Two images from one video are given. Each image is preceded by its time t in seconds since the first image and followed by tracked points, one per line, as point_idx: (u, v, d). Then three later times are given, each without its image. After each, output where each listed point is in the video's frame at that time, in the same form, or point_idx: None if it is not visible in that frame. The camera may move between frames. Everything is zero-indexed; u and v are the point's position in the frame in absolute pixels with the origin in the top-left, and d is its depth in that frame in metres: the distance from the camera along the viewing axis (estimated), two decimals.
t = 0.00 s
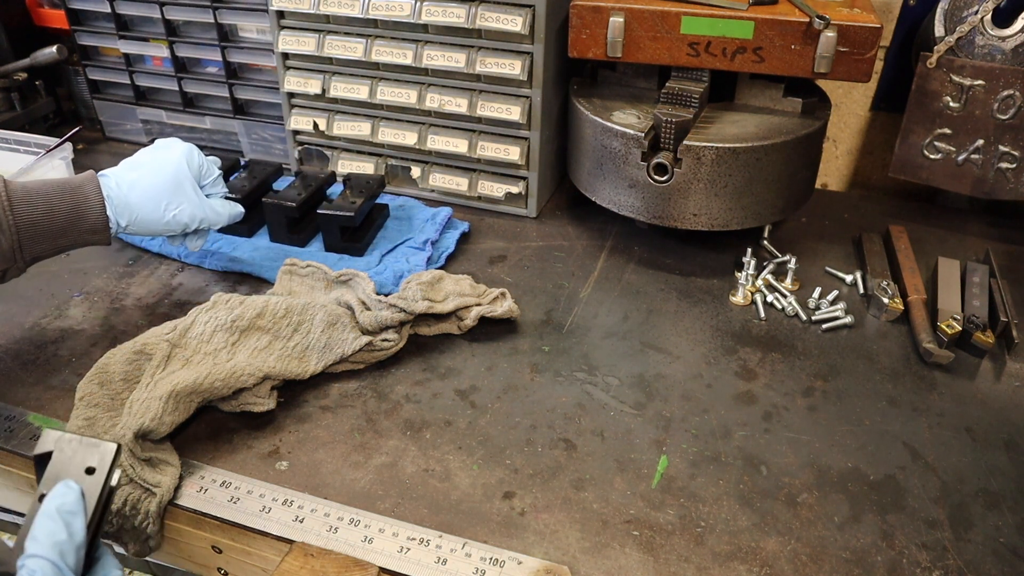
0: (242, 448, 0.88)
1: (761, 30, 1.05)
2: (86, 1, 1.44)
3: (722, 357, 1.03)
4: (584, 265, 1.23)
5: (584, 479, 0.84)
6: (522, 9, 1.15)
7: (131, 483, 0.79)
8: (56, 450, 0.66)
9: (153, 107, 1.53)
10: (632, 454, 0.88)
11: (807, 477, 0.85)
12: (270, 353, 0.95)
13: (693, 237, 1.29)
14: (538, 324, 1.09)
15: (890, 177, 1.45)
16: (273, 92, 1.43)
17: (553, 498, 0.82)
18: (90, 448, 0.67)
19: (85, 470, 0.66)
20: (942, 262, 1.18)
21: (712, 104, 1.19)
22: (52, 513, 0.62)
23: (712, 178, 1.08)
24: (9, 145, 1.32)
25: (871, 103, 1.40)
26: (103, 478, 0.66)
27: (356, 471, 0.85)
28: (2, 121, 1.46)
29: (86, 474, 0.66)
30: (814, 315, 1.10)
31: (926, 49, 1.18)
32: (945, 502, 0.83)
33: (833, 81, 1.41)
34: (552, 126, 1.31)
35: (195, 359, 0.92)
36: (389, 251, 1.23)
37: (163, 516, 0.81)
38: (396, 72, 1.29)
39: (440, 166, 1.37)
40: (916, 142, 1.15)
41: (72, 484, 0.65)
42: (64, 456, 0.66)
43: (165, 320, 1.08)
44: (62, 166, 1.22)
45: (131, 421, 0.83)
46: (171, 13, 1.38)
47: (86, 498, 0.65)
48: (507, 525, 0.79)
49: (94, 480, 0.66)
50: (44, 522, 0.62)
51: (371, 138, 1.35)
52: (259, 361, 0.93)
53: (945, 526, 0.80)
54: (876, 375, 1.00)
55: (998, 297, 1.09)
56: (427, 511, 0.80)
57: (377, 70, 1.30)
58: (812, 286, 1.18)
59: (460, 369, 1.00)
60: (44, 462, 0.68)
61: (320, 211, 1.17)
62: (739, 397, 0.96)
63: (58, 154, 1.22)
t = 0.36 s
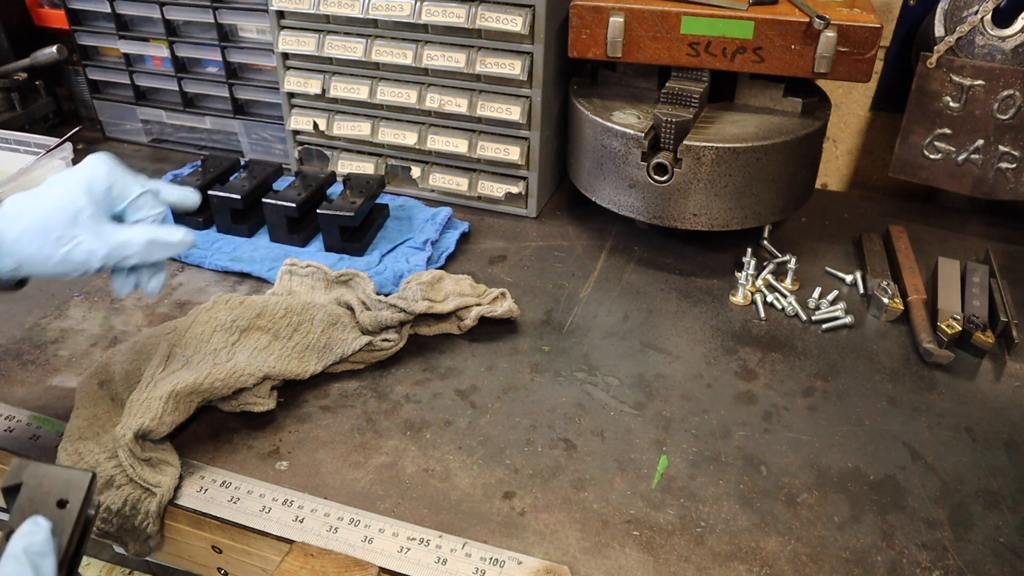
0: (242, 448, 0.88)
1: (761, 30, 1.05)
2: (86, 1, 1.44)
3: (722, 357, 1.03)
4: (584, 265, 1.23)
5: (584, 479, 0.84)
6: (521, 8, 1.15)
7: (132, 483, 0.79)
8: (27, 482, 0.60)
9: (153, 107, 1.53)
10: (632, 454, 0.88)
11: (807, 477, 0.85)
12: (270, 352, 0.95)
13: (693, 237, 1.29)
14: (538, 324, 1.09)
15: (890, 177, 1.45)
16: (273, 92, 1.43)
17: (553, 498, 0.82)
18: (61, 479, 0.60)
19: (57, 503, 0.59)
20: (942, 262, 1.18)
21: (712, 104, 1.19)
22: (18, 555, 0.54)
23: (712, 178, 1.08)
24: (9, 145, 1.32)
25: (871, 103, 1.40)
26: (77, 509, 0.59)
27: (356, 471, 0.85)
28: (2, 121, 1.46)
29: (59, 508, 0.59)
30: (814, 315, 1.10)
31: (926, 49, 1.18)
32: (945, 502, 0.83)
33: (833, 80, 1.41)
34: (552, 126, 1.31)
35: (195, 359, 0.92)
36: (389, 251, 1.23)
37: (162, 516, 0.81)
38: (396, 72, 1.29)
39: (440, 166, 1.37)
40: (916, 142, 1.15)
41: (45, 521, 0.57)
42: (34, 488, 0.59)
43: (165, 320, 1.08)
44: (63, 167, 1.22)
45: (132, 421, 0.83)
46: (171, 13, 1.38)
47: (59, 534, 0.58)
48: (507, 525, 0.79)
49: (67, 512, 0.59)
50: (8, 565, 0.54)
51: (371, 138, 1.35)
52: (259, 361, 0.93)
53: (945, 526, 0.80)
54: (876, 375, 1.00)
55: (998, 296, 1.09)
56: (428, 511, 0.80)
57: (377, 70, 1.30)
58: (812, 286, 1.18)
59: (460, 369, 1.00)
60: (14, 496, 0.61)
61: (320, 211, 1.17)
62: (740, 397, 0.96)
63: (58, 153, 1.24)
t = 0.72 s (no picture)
0: (242, 448, 0.88)
1: (761, 30, 1.05)
2: (86, 1, 1.44)
3: (722, 357, 1.03)
4: (584, 265, 1.23)
5: (584, 479, 0.84)
6: (521, 8, 1.15)
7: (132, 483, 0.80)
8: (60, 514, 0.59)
9: (153, 107, 1.53)
10: (632, 454, 0.88)
11: (807, 477, 0.85)
12: (270, 353, 0.95)
13: (693, 237, 1.29)
14: (538, 324, 1.09)
15: (890, 177, 1.45)
16: (273, 92, 1.43)
17: (554, 498, 0.82)
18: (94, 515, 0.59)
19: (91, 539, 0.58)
20: (942, 262, 1.18)
21: (712, 104, 1.19)
22: None
23: (712, 178, 1.08)
24: (9, 145, 1.33)
25: (871, 103, 1.40)
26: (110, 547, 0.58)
27: (355, 470, 0.85)
28: (3, 121, 1.46)
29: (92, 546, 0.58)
30: (814, 315, 1.10)
31: (926, 49, 1.18)
32: (945, 502, 0.83)
33: (833, 80, 1.41)
34: (552, 126, 1.31)
35: (195, 359, 0.92)
36: (389, 251, 1.23)
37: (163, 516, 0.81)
38: (396, 72, 1.29)
39: (440, 166, 1.37)
40: (916, 142, 1.15)
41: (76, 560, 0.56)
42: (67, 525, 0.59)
43: (165, 320, 1.08)
44: (62, 166, 1.28)
45: (132, 421, 0.83)
46: (171, 13, 1.38)
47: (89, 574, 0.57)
48: (507, 525, 0.79)
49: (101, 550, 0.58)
50: None
51: (371, 138, 1.35)
52: (259, 361, 0.93)
53: (945, 526, 0.80)
54: (876, 375, 1.00)
55: (998, 296, 1.09)
56: (428, 511, 0.80)
57: (377, 70, 1.30)
58: (812, 286, 1.18)
59: (460, 369, 1.00)
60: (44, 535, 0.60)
61: (320, 211, 1.17)
62: (739, 397, 0.96)
63: (58, 155, 1.27)
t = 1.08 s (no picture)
0: (242, 448, 0.88)
1: (761, 30, 1.05)
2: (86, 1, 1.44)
3: (722, 357, 1.03)
4: (584, 265, 1.23)
5: (584, 479, 0.84)
6: (521, 8, 1.15)
7: (131, 483, 0.80)
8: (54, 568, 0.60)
9: (153, 107, 1.53)
10: (632, 454, 0.88)
11: (807, 477, 0.85)
12: (270, 353, 0.95)
13: (693, 237, 1.29)
14: (538, 324, 1.09)
15: (890, 177, 1.45)
16: (273, 92, 1.43)
17: (554, 498, 0.82)
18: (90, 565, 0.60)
19: None
20: (942, 262, 1.18)
21: (712, 104, 1.19)
22: None
23: (712, 178, 1.08)
24: (9, 145, 1.33)
25: (871, 103, 1.40)
26: None
27: (355, 470, 0.85)
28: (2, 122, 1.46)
29: None
30: (814, 315, 1.10)
31: (926, 49, 1.17)
32: (945, 502, 0.83)
33: (833, 80, 1.41)
34: (552, 126, 1.31)
35: (195, 359, 0.92)
36: (389, 251, 1.23)
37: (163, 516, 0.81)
38: (396, 72, 1.29)
39: (440, 166, 1.37)
40: (916, 142, 1.15)
41: None
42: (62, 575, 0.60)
43: (165, 320, 1.08)
44: (62, 165, 1.24)
45: (132, 421, 0.83)
46: (171, 12, 1.38)
47: None
48: (507, 525, 0.79)
49: None
50: None
51: (372, 138, 1.35)
52: (259, 361, 0.93)
53: (945, 526, 0.80)
54: (876, 375, 1.00)
55: (998, 296, 1.09)
56: (427, 511, 0.80)
57: (377, 70, 1.30)
58: (812, 286, 1.18)
59: (460, 369, 1.00)
60: None
61: (320, 211, 1.17)
62: (740, 397, 0.96)
63: (59, 153, 1.26)
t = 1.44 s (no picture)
0: (242, 448, 0.88)
1: (761, 30, 1.05)
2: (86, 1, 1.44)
3: (722, 357, 1.03)
4: (584, 265, 1.23)
5: (584, 479, 0.84)
6: (521, 8, 1.15)
7: (131, 483, 0.80)
8: None
9: (153, 107, 1.53)
10: (632, 454, 0.88)
11: (807, 477, 0.85)
12: (269, 353, 0.95)
13: (693, 237, 1.29)
14: (538, 324, 1.09)
15: (890, 177, 1.45)
16: (274, 92, 1.43)
17: (553, 498, 0.82)
18: None
19: None
20: (942, 262, 1.18)
21: (712, 104, 1.19)
22: None
23: (713, 178, 1.08)
24: (9, 145, 1.33)
25: (871, 102, 1.40)
26: None
27: (355, 470, 0.85)
28: (2, 122, 1.46)
29: None
30: (814, 315, 1.10)
31: (926, 49, 1.17)
32: (945, 502, 0.83)
33: (833, 80, 1.41)
34: (552, 126, 1.31)
35: (195, 359, 0.92)
36: (389, 251, 1.23)
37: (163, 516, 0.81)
38: (396, 72, 1.29)
39: (440, 166, 1.37)
40: (916, 142, 1.15)
41: None
42: None
43: (165, 320, 1.08)
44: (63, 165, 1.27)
45: (132, 421, 0.83)
46: (171, 13, 1.38)
47: None
48: (507, 525, 0.79)
49: None
50: None
51: (372, 138, 1.35)
52: (259, 361, 0.93)
53: (945, 526, 0.80)
54: (876, 374, 1.00)
55: (998, 296, 1.10)
56: (427, 511, 0.80)
57: (377, 70, 1.30)
58: (812, 286, 1.18)
59: (460, 369, 1.00)
60: None
61: (320, 211, 1.17)
62: (740, 397, 0.96)
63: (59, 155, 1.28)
